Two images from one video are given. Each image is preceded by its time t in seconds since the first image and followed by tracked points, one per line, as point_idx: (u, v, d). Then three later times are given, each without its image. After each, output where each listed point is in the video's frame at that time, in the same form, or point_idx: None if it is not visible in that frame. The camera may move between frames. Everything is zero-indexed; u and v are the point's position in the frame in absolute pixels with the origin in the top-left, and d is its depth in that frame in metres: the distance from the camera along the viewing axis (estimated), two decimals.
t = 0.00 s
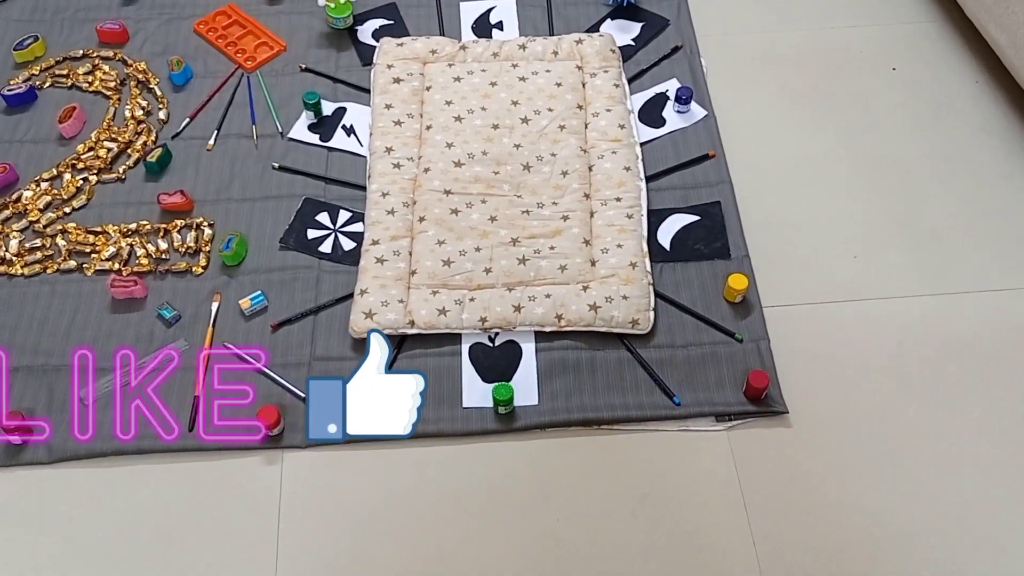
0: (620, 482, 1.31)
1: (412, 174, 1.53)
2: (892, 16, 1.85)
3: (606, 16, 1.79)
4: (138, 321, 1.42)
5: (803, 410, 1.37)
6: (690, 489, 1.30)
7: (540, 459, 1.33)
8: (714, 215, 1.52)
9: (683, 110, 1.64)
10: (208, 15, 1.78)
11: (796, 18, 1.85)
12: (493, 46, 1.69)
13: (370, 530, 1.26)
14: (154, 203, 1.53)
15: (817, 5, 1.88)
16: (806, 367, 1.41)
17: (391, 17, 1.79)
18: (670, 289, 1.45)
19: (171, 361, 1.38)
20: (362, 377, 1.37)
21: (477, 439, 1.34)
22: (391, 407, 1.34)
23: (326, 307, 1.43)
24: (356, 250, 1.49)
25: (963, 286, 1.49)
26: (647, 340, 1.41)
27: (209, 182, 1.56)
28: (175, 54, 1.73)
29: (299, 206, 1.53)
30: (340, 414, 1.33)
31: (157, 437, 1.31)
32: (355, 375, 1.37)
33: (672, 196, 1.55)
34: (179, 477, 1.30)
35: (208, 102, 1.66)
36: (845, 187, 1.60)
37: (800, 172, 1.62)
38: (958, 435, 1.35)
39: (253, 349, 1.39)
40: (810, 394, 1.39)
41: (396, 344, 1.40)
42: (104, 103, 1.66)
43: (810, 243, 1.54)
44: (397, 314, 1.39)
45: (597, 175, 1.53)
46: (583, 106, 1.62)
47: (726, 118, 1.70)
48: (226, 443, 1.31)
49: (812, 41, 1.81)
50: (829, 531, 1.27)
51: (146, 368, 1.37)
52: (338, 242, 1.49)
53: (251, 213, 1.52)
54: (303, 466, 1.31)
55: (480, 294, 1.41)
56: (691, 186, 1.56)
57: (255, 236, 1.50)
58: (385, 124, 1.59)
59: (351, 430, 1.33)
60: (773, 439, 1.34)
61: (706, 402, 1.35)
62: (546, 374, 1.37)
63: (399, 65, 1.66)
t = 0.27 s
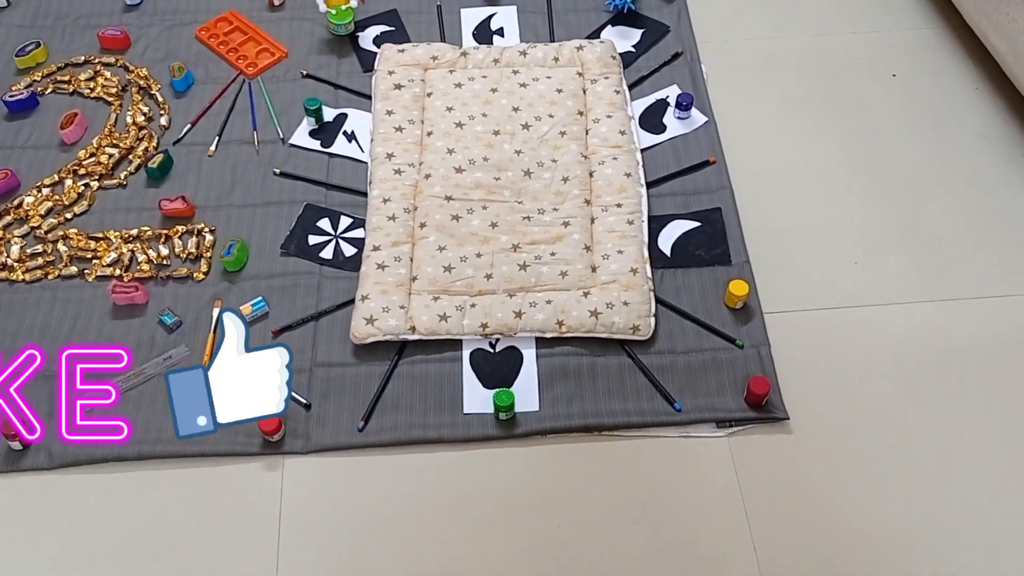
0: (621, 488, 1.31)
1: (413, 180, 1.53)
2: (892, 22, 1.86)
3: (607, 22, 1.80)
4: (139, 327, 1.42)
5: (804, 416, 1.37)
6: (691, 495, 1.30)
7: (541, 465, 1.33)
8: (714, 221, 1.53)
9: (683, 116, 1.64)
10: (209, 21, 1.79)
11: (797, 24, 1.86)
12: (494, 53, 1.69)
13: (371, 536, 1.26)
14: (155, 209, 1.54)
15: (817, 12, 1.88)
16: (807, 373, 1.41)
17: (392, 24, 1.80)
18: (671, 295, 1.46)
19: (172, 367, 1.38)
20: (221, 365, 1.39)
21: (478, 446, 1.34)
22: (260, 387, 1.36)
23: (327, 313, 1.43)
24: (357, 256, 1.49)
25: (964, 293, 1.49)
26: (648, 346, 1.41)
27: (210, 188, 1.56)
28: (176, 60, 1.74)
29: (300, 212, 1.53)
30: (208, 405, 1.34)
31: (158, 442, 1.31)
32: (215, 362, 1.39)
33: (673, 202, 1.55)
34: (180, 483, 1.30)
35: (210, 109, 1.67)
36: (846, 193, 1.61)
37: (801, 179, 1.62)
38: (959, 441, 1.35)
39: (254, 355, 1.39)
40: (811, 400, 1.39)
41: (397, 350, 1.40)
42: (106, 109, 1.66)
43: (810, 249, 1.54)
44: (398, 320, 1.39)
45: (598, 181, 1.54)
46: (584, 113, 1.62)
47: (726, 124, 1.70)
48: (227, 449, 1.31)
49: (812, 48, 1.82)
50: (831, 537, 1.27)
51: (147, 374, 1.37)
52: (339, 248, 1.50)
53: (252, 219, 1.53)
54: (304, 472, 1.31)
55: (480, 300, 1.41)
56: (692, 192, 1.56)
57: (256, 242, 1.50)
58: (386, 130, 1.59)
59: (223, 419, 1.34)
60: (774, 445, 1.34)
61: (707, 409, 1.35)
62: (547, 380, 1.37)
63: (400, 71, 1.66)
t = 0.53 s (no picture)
0: (623, 496, 1.30)
1: (414, 188, 1.54)
2: (893, 30, 1.86)
3: (608, 30, 1.80)
4: (141, 335, 1.42)
5: (806, 424, 1.37)
6: (694, 503, 1.30)
7: (543, 474, 1.33)
8: (716, 229, 1.53)
9: (685, 124, 1.64)
10: (211, 29, 1.79)
11: (797, 32, 1.86)
12: (496, 61, 1.70)
13: (373, 545, 1.26)
14: (157, 217, 1.54)
15: (818, 19, 1.88)
16: (809, 381, 1.41)
17: (393, 32, 1.80)
18: (672, 303, 1.46)
19: (174, 375, 1.38)
20: (84, 372, 1.38)
21: (480, 454, 1.34)
22: (119, 395, 1.36)
23: (329, 321, 1.43)
24: (358, 264, 1.49)
25: (965, 300, 1.49)
26: (649, 354, 1.41)
27: (212, 196, 1.56)
28: (178, 68, 1.74)
29: (302, 220, 1.53)
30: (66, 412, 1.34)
31: (160, 451, 1.31)
32: (78, 369, 1.38)
33: (675, 210, 1.56)
34: (182, 492, 1.30)
35: (212, 116, 1.67)
36: (847, 200, 1.61)
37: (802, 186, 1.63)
38: (961, 449, 1.34)
39: (256, 363, 1.39)
40: (813, 408, 1.39)
41: (398, 358, 1.40)
42: (107, 117, 1.67)
43: (811, 257, 1.54)
44: (400, 328, 1.39)
45: (599, 189, 1.54)
46: (585, 120, 1.62)
47: (728, 132, 1.70)
48: (228, 458, 1.31)
49: (813, 55, 1.82)
50: (833, 546, 1.26)
51: (149, 382, 1.37)
52: (341, 256, 1.50)
53: (254, 227, 1.53)
54: (306, 480, 1.31)
55: (482, 308, 1.41)
56: (693, 200, 1.57)
57: (258, 250, 1.51)
58: (388, 138, 1.59)
59: (76, 426, 1.34)
60: (776, 453, 1.34)
61: (709, 417, 1.35)
62: (549, 388, 1.37)
63: (402, 79, 1.66)
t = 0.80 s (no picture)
0: (622, 504, 1.30)
1: (413, 194, 1.53)
2: (892, 36, 1.86)
3: (607, 36, 1.80)
4: (138, 341, 1.42)
5: (805, 431, 1.37)
6: (692, 510, 1.29)
7: (541, 481, 1.32)
8: (715, 235, 1.52)
9: (684, 130, 1.64)
10: (210, 34, 1.79)
11: (796, 38, 1.86)
12: (495, 67, 1.70)
13: (371, 553, 1.26)
14: (155, 223, 1.54)
15: (817, 25, 1.89)
16: (808, 388, 1.41)
17: (392, 37, 1.80)
18: (671, 310, 1.45)
19: (171, 382, 1.38)
20: None
21: (478, 461, 1.34)
22: None
23: (327, 328, 1.43)
24: (357, 270, 1.49)
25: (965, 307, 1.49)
26: (648, 361, 1.41)
27: (210, 202, 1.56)
28: (177, 73, 1.74)
29: (300, 226, 1.53)
30: None
31: (157, 458, 1.31)
32: None
33: (673, 216, 1.55)
34: (179, 499, 1.30)
35: (210, 122, 1.67)
36: (846, 207, 1.60)
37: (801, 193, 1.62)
38: (960, 456, 1.34)
39: (253, 370, 1.39)
40: (813, 415, 1.38)
41: (397, 364, 1.40)
42: (106, 123, 1.67)
43: (811, 263, 1.54)
44: (398, 334, 1.38)
45: (598, 195, 1.54)
46: (584, 126, 1.62)
47: (727, 138, 1.70)
48: (226, 465, 1.31)
49: (812, 61, 1.82)
50: (832, 554, 1.26)
51: (146, 389, 1.37)
52: (339, 263, 1.49)
53: (252, 233, 1.52)
54: (303, 488, 1.31)
55: (481, 314, 1.41)
56: (692, 206, 1.56)
57: (256, 256, 1.50)
58: (386, 144, 1.59)
59: None
60: (775, 460, 1.34)
61: (708, 424, 1.35)
62: (547, 395, 1.37)
63: (401, 85, 1.66)
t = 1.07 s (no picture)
0: (620, 509, 1.30)
1: (411, 198, 1.53)
2: (890, 40, 1.86)
3: (605, 39, 1.80)
4: (136, 346, 1.41)
5: (803, 437, 1.36)
6: (690, 516, 1.29)
7: (538, 486, 1.32)
8: (713, 239, 1.52)
9: (682, 134, 1.64)
10: (208, 38, 1.79)
11: (795, 42, 1.86)
12: (493, 71, 1.70)
13: (368, 558, 1.25)
14: (152, 228, 1.53)
15: (815, 29, 1.88)
16: (806, 393, 1.41)
17: (390, 41, 1.80)
18: (669, 314, 1.45)
19: (168, 387, 1.37)
20: None
21: (476, 466, 1.33)
22: None
23: (324, 332, 1.43)
24: (354, 275, 1.49)
25: (963, 311, 1.49)
26: (646, 366, 1.41)
27: (208, 206, 1.56)
28: (175, 77, 1.74)
29: (298, 230, 1.53)
30: None
31: (154, 463, 1.31)
32: None
33: (672, 220, 1.55)
34: (176, 505, 1.30)
35: (208, 126, 1.67)
36: (845, 211, 1.60)
37: (800, 197, 1.62)
38: (959, 462, 1.34)
39: (251, 375, 1.39)
40: (811, 420, 1.38)
41: (394, 369, 1.39)
42: (103, 127, 1.66)
43: (809, 268, 1.54)
44: (395, 339, 1.38)
45: (596, 200, 1.53)
46: (582, 130, 1.62)
47: (725, 142, 1.70)
48: (223, 470, 1.31)
49: (811, 65, 1.82)
50: (830, 560, 1.26)
51: (143, 394, 1.37)
52: (336, 267, 1.49)
53: (250, 238, 1.52)
54: (301, 493, 1.31)
55: (478, 319, 1.41)
56: (690, 210, 1.56)
57: (254, 261, 1.50)
58: (384, 148, 1.59)
59: None
60: (774, 466, 1.34)
61: (706, 429, 1.34)
62: (545, 401, 1.37)
63: (399, 89, 1.66)
